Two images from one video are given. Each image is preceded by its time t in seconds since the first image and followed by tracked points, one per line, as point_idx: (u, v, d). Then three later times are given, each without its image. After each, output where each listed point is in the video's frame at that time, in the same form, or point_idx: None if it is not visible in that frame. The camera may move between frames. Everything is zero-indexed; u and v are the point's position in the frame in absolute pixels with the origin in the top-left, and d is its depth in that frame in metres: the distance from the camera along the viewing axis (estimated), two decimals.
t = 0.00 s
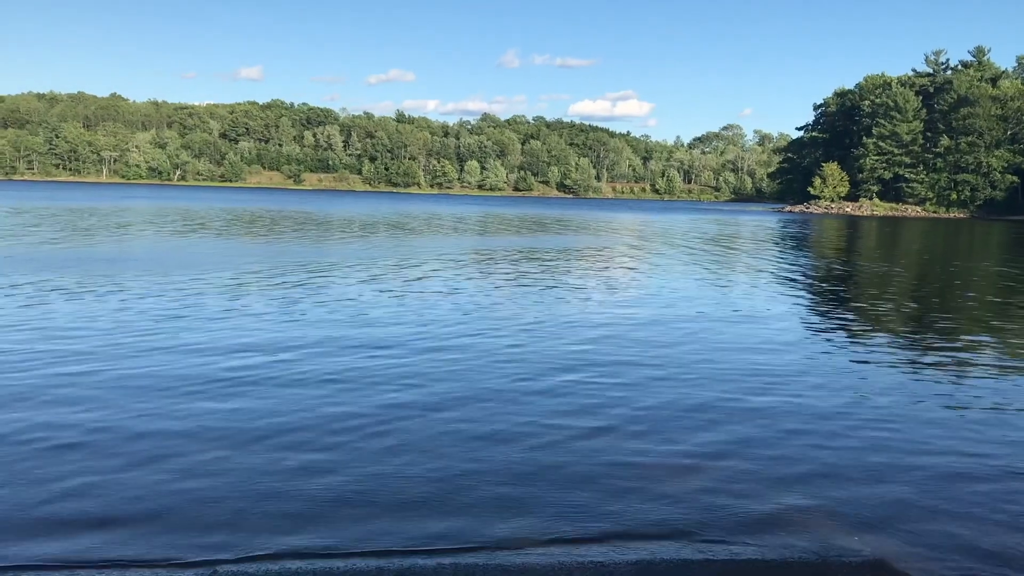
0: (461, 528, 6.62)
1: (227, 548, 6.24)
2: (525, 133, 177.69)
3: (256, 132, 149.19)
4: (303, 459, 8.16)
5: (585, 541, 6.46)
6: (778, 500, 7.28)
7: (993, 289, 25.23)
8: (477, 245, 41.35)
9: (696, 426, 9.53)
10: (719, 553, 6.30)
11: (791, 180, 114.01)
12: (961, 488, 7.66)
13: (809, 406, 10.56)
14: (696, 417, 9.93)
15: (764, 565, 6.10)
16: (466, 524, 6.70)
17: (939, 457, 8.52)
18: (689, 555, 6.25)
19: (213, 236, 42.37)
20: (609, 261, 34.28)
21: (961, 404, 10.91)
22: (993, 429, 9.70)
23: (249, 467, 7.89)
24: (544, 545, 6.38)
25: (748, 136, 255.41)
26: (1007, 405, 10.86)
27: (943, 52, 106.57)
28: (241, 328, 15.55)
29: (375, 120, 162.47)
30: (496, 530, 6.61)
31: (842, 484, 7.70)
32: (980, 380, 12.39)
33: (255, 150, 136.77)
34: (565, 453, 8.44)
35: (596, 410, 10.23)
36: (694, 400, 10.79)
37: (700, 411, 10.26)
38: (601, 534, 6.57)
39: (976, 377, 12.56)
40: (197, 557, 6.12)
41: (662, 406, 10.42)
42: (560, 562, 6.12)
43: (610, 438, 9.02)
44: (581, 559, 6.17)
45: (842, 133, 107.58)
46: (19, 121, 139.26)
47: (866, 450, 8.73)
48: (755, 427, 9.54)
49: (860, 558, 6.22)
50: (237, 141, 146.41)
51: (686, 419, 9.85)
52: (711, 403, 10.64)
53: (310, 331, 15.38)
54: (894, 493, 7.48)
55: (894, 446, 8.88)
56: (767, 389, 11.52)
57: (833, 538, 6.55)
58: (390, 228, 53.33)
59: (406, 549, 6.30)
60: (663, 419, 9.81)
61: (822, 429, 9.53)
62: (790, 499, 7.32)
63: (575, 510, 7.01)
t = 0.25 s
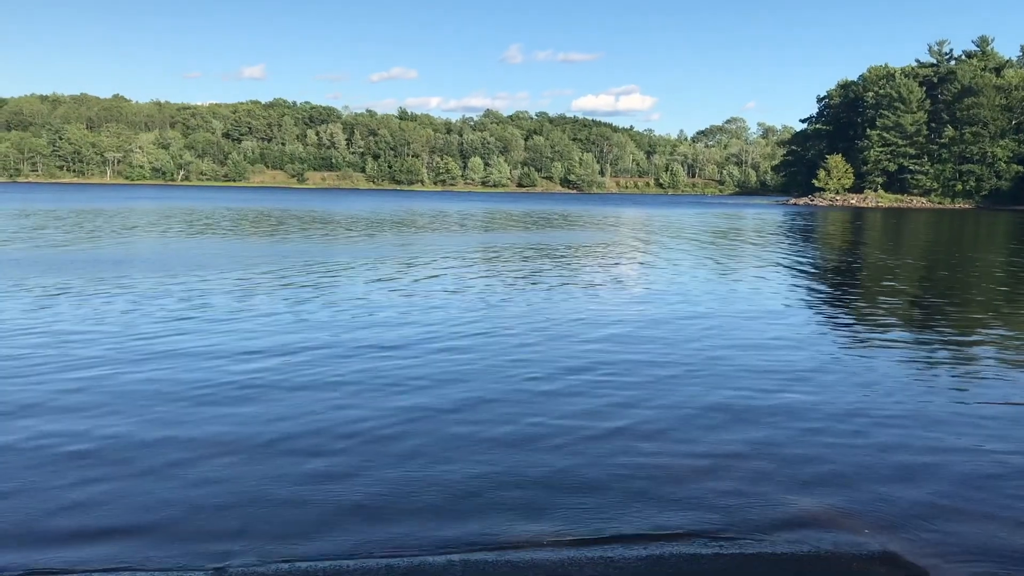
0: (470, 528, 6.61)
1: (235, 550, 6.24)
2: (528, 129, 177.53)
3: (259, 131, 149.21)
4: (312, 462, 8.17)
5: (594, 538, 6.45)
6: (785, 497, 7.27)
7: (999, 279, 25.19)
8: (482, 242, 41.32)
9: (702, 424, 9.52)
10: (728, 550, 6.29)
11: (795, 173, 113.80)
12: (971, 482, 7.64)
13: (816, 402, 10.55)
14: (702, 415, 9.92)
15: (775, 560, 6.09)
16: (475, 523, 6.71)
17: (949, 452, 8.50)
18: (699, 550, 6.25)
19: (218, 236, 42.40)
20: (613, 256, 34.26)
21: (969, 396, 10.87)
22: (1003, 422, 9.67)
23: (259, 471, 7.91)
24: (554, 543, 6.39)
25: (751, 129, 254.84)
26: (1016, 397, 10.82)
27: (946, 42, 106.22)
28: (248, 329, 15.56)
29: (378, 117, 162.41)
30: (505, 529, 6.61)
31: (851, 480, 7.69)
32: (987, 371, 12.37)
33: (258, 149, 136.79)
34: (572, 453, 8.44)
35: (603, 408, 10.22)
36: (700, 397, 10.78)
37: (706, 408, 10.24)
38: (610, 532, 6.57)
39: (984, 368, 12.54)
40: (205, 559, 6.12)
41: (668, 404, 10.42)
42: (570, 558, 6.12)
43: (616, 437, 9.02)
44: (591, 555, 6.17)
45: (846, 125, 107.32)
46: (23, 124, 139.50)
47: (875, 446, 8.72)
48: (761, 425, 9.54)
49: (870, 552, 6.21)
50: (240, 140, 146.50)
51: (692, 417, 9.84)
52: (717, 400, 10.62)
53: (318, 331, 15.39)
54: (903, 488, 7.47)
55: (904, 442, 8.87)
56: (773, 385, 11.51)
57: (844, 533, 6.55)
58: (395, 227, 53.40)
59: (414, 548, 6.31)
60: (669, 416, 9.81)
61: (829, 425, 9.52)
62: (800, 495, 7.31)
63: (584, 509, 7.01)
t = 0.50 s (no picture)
0: (495, 530, 6.83)
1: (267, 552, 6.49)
2: (543, 126, 177.49)
3: (276, 132, 149.87)
4: (340, 466, 8.40)
5: (615, 538, 6.67)
6: (802, 498, 7.43)
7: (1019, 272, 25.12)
8: (499, 241, 41.44)
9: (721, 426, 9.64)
10: (748, 546, 6.48)
11: (812, 168, 113.25)
12: (986, 480, 7.78)
13: (832, 400, 10.67)
14: (719, 417, 10.05)
15: (793, 558, 6.27)
16: (501, 525, 6.92)
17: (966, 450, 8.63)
18: (719, 549, 6.44)
19: (235, 238, 42.68)
20: (629, 253, 34.34)
21: (987, 391, 10.96)
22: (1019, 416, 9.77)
23: (289, 476, 8.14)
24: (576, 543, 6.58)
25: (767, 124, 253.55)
26: None
27: (963, 33, 105.40)
28: (271, 332, 15.81)
29: (393, 116, 162.80)
30: (527, 530, 6.84)
31: (868, 479, 7.85)
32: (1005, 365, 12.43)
33: (275, 150, 137.38)
34: (591, 455, 8.63)
35: (622, 410, 10.37)
36: (716, 399, 10.93)
37: (724, 409, 10.36)
38: (631, 531, 6.79)
39: (1002, 362, 12.61)
40: (238, 562, 6.36)
41: (685, 406, 10.55)
42: (594, 556, 6.32)
43: (635, 440, 9.19)
44: (613, 554, 6.36)
45: (863, 120, 106.69)
46: (42, 127, 140.74)
47: (892, 444, 8.86)
48: (779, 425, 9.65)
49: (887, 548, 6.37)
50: (257, 141, 147.23)
51: (709, 419, 9.97)
52: (734, 401, 10.76)
53: (340, 334, 15.62)
54: (919, 487, 7.61)
55: (922, 439, 9.01)
56: (790, 383, 11.62)
57: (860, 530, 6.71)
58: (411, 227, 53.60)
59: (442, 548, 6.53)
60: (687, 419, 9.95)
61: (846, 424, 9.65)
62: (818, 495, 7.47)
63: (606, 511, 7.19)
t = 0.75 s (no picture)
0: (529, 527, 6.89)
1: (304, 546, 6.57)
2: (576, 127, 177.30)
3: (310, 133, 151.18)
4: (375, 459, 8.49)
5: (649, 538, 6.68)
6: (837, 499, 7.40)
7: None
8: (527, 241, 41.49)
9: (755, 424, 9.59)
10: (784, 547, 6.49)
11: (847, 168, 112.08)
12: None
13: (868, 400, 10.57)
14: (752, 415, 10.00)
15: (827, 560, 6.29)
16: (535, 522, 6.98)
17: (1004, 453, 8.56)
18: (753, 549, 6.46)
19: (265, 237, 43.18)
20: (658, 254, 34.27)
21: None
22: None
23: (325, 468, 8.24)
24: (609, 542, 6.64)
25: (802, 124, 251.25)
26: None
27: (1004, 32, 103.71)
28: (305, 328, 15.96)
29: (427, 117, 163.55)
30: (561, 528, 6.87)
31: (903, 481, 7.81)
32: None
33: (310, 151, 138.55)
34: (624, 452, 8.63)
35: (655, 408, 10.37)
36: (750, 396, 10.86)
37: (757, 408, 10.31)
38: (664, 532, 6.81)
39: None
40: (275, 556, 6.45)
41: (717, 403, 10.51)
42: (628, 556, 6.37)
43: (668, 436, 9.18)
44: (647, 554, 6.41)
45: (900, 120, 105.39)
46: (83, 129, 143.17)
47: (928, 446, 8.79)
48: (813, 424, 9.58)
49: (923, 552, 6.35)
50: (292, 142, 148.61)
51: (742, 416, 9.93)
52: (767, 399, 10.70)
53: (373, 330, 15.75)
54: (957, 490, 7.56)
55: (960, 442, 8.92)
56: (825, 382, 11.52)
57: (897, 534, 6.70)
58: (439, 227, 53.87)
59: (476, 546, 6.58)
60: (720, 416, 9.91)
61: (882, 424, 9.57)
62: (852, 496, 7.46)
63: (640, 509, 7.24)
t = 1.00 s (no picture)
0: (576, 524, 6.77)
1: (349, 538, 6.49)
2: (629, 128, 176.20)
3: (364, 134, 152.43)
4: (421, 451, 8.43)
5: (702, 541, 6.51)
6: (898, 508, 7.12)
7: None
8: (578, 241, 41.21)
9: (811, 430, 9.31)
10: (839, 555, 6.29)
11: (906, 171, 109.68)
12: None
13: (929, 410, 10.22)
14: (808, 420, 9.72)
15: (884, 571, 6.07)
16: (582, 519, 6.85)
17: None
18: (807, 556, 6.27)
19: (316, 235, 43.64)
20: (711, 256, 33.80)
21: None
22: None
23: (371, 457, 8.20)
24: (657, 542, 6.50)
25: (860, 126, 246.68)
26: None
27: None
28: (355, 324, 15.99)
29: (479, 118, 163.94)
30: (612, 529, 6.72)
31: (967, 491, 7.52)
32: None
33: (363, 151, 139.67)
34: (677, 454, 8.44)
35: (708, 408, 10.17)
36: (804, 402, 10.57)
37: (812, 413, 10.02)
38: (717, 536, 6.61)
39: None
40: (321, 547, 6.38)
41: (770, 407, 10.24)
42: (676, 560, 6.23)
43: (720, 440, 8.95)
44: (696, 558, 6.25)
45: (962, 121, 102.77)
46: (143, 128, 146.19)
47: (993, 456, 8.47)
48: (872, 432, 9.26)
49: (988, 567, 6.11)
50: (346, 143, 150.03)
51: (796, 422, 9.65)
52: (823, 405, 10.39)
53: (424, 327, 15.74)
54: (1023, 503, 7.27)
55: None
56: (885, 390, 11.20)
57: (959, 545, 6.47)
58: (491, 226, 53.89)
59: (525, 544, 6.46)
60: (773, 421, 9.64)
61: (945, 433, 9.23)
62: (912, 504, 7.20)
63: (688, 509, 7.09)
